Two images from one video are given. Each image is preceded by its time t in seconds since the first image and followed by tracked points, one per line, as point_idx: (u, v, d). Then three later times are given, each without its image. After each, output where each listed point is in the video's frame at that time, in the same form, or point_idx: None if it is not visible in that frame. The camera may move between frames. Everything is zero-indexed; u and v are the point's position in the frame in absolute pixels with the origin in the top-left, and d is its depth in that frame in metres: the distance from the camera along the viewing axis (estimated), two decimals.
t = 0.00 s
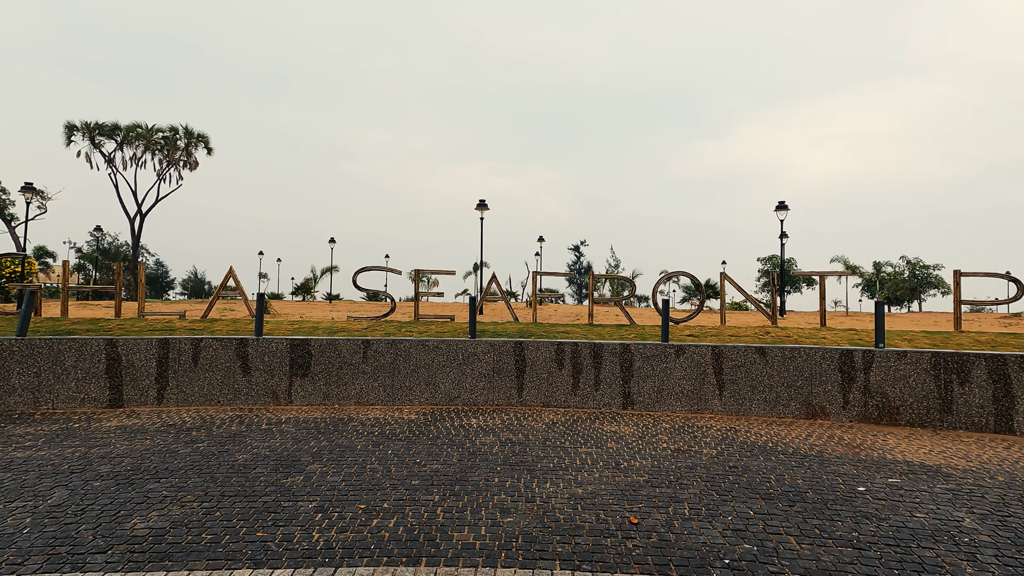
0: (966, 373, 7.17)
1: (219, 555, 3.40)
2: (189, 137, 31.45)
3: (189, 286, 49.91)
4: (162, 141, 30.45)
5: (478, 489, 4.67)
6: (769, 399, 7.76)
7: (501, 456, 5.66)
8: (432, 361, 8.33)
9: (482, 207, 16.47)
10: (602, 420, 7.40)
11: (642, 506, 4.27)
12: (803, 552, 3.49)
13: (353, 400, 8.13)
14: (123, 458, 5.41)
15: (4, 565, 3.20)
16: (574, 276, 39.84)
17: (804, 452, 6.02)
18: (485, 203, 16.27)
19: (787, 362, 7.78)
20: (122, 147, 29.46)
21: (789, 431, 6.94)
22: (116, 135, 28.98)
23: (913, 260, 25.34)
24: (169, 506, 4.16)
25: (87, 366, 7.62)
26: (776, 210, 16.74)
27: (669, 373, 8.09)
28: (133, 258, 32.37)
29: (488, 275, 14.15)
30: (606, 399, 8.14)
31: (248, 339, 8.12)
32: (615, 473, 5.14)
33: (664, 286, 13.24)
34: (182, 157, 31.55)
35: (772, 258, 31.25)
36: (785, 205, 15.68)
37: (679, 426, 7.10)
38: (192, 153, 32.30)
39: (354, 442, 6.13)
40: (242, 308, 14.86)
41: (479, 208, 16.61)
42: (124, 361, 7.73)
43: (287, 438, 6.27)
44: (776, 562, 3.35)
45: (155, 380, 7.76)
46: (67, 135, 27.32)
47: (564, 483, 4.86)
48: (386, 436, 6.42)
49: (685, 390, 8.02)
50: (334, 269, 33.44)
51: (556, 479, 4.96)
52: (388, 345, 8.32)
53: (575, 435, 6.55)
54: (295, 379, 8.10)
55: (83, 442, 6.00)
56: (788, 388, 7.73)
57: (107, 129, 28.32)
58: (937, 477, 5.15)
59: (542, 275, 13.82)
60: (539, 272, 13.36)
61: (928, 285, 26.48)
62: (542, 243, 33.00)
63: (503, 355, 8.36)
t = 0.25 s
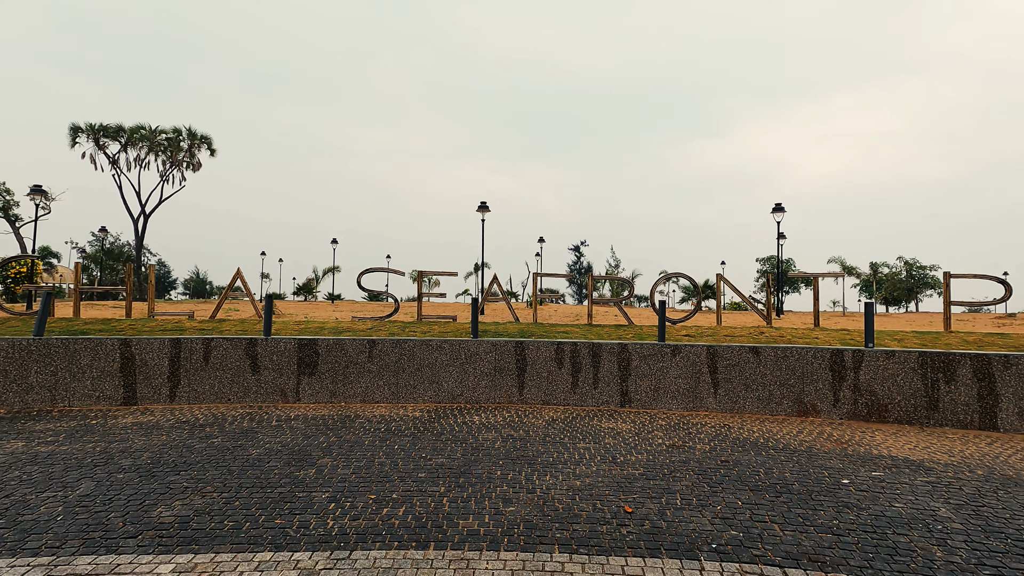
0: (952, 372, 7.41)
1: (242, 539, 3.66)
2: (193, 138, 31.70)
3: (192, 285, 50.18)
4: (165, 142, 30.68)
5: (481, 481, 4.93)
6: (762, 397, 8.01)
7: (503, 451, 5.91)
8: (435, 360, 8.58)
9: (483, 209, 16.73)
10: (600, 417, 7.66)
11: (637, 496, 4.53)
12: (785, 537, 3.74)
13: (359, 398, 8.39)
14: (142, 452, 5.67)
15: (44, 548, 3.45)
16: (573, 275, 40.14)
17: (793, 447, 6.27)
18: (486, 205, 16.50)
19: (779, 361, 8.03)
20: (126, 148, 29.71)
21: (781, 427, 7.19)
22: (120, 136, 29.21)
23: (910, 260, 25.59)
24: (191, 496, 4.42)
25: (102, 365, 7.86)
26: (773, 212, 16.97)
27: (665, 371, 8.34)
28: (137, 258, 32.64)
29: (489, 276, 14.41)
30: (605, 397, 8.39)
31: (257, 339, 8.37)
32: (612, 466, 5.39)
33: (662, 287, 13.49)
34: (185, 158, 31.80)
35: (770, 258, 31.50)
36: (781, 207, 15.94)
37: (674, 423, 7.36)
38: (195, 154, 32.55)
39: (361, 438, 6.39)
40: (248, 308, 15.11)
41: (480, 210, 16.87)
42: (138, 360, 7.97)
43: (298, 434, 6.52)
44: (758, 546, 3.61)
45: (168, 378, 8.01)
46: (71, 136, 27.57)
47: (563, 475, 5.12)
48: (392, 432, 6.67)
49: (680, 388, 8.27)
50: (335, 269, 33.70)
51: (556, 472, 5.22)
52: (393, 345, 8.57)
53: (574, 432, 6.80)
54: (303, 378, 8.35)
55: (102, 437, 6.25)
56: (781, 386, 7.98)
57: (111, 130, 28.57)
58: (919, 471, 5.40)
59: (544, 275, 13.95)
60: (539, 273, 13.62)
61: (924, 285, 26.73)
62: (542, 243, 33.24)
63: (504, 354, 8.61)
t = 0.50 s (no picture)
0: (942, 368, 7.64)
1: (266, 522, 3.91)
2: (197, 138, 31.96)
3: (195, 284, 50.44)
4: (170, 141, 30.90)
5: (487, 470, 5.19)
6: (757, 392, 8.25)
7: (507, 443, 6.17)
8: (441, 357, 8.82)
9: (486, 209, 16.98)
10: (602, 412, 7.88)
11: (635, 485, 4.78)
12: (773, 520, 3.99)
13: (367, 393, 8.65)
14: (162, 444, 5.92)
15: (82, 529, 3.71)
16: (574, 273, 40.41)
17: (786, 440, 6.51)
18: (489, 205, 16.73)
19: (775, 358, 8.26)
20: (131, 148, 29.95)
21: (775, 422, 7.43)
22: (126, 135, 29.47)
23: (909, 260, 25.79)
24: (214, 483, 4.68)
25: (118, 360, 8.10)
26: (772, 212, 17.17)
27: (663, 368, 8.58)
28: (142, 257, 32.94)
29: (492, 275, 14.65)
30: (605, 392, 8.64)
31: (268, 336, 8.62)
32: (612, 457, 5.64)
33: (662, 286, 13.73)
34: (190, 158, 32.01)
35: (770, 258, 31.70)
36: (780, 207, 16.17)
37: (673, 417, 7.59)
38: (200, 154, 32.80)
39: (371, 431, 6.64)
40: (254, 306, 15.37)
41: (483, 210, 17.11)
42: (152, 357, 8.22)
43: (309, 427, 6.78)
44: (748, 528, 3.85)
45: (181, 374, 8.27)
46: (77, 136, 27.82)
47: (565, 466, 5.37)
48: (401, 426, 6.93)
49: (679, 384, 8.51)
50: (338, 268, 34.02)
51: (558, 462, 5.48)
52: (400, 342, 8.82)
53: (575, 426, 7.04)
54: (312, 374, 8.61)
55: (122, 430, 6.51)
56: (776, 382, 8.21)
57: (117, 130, 28.82)
58: (906, 462, 5.65)
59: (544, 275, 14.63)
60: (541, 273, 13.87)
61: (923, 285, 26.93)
62: (544, 242, 33.49)
63: (508, 351, 8.85)
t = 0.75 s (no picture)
0: (932, 366, 7.87)
1: (284, 508, 4.15)
2: (201, 138, 32.18)
3: (197, 283, 50.70)
4: (173, 141, 31.10)
5: (492, 462, 5.42)
6: (754, 389, 8.48)
7: (511, 437, 6.40)
8: (445, 355, 9.05)
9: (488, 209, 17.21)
10: (602, 408, 8.11)
11: (633, 475, 5.01)
12: (763, 508, 4.22)
13: (373, 390, 8.88)
14: (179, 438, 6.16)
15: (113, 515, 3.95)
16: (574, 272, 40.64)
17: (780, 435, 6.74)
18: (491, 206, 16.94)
19: (771, 356, 8.48)
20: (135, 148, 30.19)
21: (770, 417, 7.66)
22: (130, 136, 29.71)
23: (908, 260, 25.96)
24: (232, 474, 4.92)
25: (132, 358, 8.33)
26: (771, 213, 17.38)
27: (662, 365, 8.81)
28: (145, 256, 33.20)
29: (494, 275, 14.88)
30: (605, 389, 8.87)
31: (277, 334, 8.85)
32: (612, 450, 5.87)
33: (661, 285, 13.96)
34: (193, 157, 32.24)
35: (769, 258, 31.90)
36: (778, 208, 16.38)
37: (671, 413, 7.83)
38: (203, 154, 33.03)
39: (379, 426, 6.88)
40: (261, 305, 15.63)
41: (485, 210, 17.33)
42: (165, 354, 8.45)
43: (319, 422, 7.01)
44: (740, 515, 4.09)
45: (193, 371, 8.50)
46: (82, 136, 28.06)
47: (567, 458, 5.60)
48: (407, 421, 7.16)
49: (677, 381, 8.73)
50: (339, 267, 34.27)
51: (560, 455, 5.71)
52: (405, 340, 9.04)
53: (576, 421, 7.27)
54: (320, 371, 8.84)
55: (139, 424, 6.75)
56: (772, 379, 8.44)
57: (121, 130, 29.06)
58: (894, 456, 5.87)
59: (546, 275, 14.94)
60: (543, 272, 14.10)
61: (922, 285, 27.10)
62: (544, 242, 33.69)
63: (510, 349, 9.08)
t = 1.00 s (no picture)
0: (919, 363, 8.10)
1: (296, 496, 4.38)
2: (202, 138, 32.36)
3: (197, 282, 50.81)
4: (174, 141, 31.24)
5: (492, 454, 5.65)
6: (747, 386, 8.71)
7: (510, 432, 6.63)
8: (446, 352, 9.28)
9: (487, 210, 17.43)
10: (599, 405, 8.34)
11: (627, 467, 5.25)
12: (750, 496, 4.46)
13: (376, 387, 9.11)
14: (190, 432, 6.38)
15: (135, 502, 4.17)
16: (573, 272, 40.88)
17: (770, 430, 6.97)
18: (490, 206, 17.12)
19: (763, 354, 8.71)
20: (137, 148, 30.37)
21: (762, 413, 7.89)
22: (132, 136, 29.86)
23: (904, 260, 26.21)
24: (244, 465, 5.14)
25: (141, 355, 8.55)
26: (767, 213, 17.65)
27: (658, 363, 9.04)
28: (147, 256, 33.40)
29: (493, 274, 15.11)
30: (602, 386, 9.10)
31: (282, 332, 9.06)
32: (608, 444, 6.10)
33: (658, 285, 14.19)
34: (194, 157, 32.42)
35: (767, 258, 32.16)
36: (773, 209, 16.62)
37: (666, 409, 8.06)
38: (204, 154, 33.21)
39: (383, 421, 7.10)
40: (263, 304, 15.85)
41: (484, 211, 17.55)
42: (173, 352, 8.66)
43: (324, 417, 7.24)
44: (727, 502, 4.32)
45: (201, 369, 8.72)
46: (84, 136, 28.24)
47: (564, 451, 5.83)
48: (410, 416, 7.39)
49: (672, 378, 8.96)
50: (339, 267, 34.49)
51: (558, 448, 5.94)
52: (407, 338, 9.27)
53: (573, 417, 7.50)
54: (324, 368, 9.06)
55: (151, 419, 6.97)
56: (764, 377, 8.67)
57: (123, 130, 29.23)
58: (879, 449, 6.11)
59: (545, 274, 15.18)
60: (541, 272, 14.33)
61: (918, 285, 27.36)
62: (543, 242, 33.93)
63: (509, 347, 9.30)
